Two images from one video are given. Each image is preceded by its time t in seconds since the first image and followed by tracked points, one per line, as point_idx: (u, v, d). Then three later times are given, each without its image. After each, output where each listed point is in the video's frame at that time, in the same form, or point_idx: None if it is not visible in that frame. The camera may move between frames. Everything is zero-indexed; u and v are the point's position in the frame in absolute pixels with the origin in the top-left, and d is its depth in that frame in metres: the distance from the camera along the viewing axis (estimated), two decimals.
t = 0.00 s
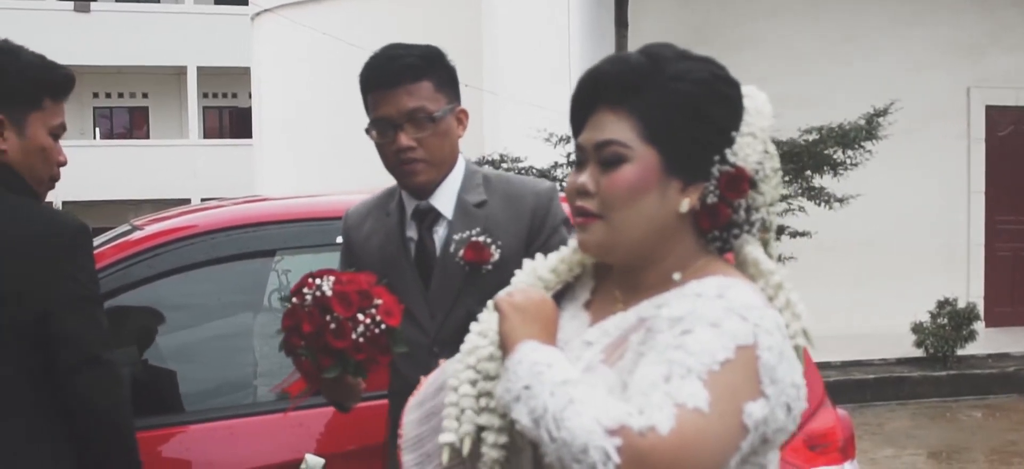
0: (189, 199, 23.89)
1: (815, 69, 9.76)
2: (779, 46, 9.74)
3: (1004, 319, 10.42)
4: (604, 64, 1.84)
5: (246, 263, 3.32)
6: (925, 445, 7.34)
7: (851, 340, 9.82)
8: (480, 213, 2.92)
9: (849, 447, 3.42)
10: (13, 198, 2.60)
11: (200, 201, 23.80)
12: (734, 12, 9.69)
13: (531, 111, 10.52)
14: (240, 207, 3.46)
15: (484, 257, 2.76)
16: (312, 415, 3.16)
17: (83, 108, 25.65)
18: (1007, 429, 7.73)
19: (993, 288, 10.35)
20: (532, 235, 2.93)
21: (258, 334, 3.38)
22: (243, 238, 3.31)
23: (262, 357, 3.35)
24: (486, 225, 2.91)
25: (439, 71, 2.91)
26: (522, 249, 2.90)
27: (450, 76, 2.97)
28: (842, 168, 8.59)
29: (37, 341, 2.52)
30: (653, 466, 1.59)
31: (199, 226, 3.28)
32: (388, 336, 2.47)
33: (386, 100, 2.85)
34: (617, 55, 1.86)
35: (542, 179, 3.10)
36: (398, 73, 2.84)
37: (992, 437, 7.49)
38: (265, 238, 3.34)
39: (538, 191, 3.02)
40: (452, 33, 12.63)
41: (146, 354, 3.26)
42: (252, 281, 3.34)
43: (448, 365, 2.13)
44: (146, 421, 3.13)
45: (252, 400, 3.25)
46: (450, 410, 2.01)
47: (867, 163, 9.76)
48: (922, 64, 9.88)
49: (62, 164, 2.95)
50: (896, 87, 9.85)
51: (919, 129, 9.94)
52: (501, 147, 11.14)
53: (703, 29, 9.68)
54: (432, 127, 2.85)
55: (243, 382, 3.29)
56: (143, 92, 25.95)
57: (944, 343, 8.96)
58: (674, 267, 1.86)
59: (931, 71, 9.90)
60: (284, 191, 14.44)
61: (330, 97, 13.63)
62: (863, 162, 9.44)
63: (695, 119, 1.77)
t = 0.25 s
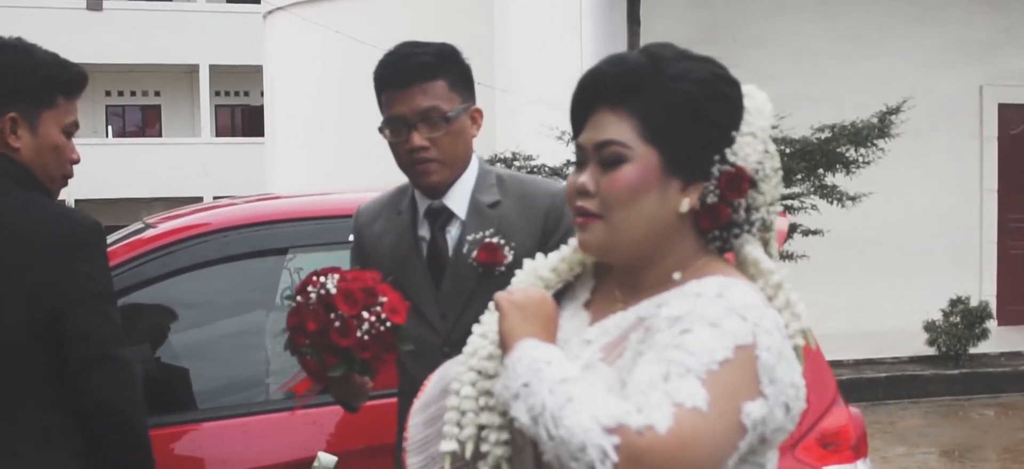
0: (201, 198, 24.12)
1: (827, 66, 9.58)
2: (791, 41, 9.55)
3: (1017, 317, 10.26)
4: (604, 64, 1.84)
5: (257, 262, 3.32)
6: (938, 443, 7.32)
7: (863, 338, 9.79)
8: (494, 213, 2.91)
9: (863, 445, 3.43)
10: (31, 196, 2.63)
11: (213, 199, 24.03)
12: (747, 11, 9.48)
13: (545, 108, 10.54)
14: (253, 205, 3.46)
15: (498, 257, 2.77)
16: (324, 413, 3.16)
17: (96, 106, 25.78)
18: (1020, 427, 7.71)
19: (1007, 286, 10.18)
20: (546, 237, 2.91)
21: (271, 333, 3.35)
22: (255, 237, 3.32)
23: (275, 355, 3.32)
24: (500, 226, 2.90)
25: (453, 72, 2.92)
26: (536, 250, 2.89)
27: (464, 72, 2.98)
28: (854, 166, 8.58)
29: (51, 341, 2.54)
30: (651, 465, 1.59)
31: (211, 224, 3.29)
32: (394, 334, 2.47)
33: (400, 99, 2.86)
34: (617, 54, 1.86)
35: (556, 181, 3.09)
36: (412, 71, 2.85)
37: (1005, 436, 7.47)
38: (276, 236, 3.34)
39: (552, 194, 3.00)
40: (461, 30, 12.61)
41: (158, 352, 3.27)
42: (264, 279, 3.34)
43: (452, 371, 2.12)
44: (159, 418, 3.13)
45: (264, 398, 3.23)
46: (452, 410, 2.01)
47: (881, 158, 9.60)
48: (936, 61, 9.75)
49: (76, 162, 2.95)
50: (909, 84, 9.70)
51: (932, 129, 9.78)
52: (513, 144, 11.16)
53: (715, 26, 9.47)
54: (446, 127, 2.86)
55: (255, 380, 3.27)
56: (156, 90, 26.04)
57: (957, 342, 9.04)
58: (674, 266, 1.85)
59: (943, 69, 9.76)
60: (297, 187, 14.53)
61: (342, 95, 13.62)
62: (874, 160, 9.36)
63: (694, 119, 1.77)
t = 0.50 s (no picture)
0: (214, 195, 24.34)
1: (839, 66, 9.54)
2: (802, 40, 9.54)
3: None
4: (604, 64, 1.84)
5: (269, 259, 3.33)
6: (950, 441, 7.31)
7: (876, 336, 9.75)
8: (508, 214, 2.90)
9: (875, 443, 3.43)
10: (42, 194, 2.64)
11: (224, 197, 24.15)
12: (756, 10, 9.48)
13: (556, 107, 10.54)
14: (265, 202, 3.47)
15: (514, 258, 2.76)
16: (337, 410, 3.16)
17: (108, 105, 25.91)
18: None
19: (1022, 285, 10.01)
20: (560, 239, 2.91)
21: (283, 331, 3.35)
22: (267, 235, 3.32)
23: (287, 353, 3.34)
24: (515, 226, 2.90)
25: (467, 71, 2.91)
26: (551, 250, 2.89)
27: (481, 70, 2.97)
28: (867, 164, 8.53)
29: (65, 341, 2.56)
30: (647, 464, 1.60)
31: (223, 222, 3.29)
32: (399, 332, 2.47)
33: (413, 99, 2.86)
34: (618, 54, 1.86)
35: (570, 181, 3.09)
36: (425, 72, 2.85)
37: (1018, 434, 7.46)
38: (289, 234, 3.34)
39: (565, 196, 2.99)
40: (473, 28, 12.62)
41: (170, 350, 3.28)
42: (276, 277, 3.34)
43: (453, 372, 2.12)
44: (172, 416, 3.14)
45: (277, 397, 3.25)
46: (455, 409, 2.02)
47: (893, 156, 9.57)
48: (949, 59, 9.68)
49: (89, 161, 2.94)
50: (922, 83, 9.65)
51: (944, 127, 9.74)
52: (524, 143, 11.18)
53: (728, 26, 9.46)
54: (460, 127, 2.86)
55: (268, 378, 3.28)
56: (168, 88, 26.15)
57: (970, 340, 9.03)
58: (673, 266, 1.85)
59: (955, 68, 9.70)
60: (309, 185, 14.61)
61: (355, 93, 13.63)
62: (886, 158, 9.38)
63: (694, 119, 1.78)
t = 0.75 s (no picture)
0: (226, 194, 24.52)
1: (852, 64, 9.52)
2: (815, 39, 9.52)
3: None
4: (604, 63, 1.84)
5: (282, 257, 3.34)
6: (964, 439, 7.30)
7: (889, 335, 9.73)
8: (525, 213, 2.83)
9: (888, 442, 3.43)
10: (59, 192, 2.65)
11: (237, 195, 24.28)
12: (769, 8, 9.47)
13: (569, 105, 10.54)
14: (279, 199, 3.47)
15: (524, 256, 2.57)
16: (349, 408, 3.17)
17: (121, 103, 26.01)
18: None
19: None
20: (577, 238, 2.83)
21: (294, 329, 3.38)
22: (281, 233, 3.33)
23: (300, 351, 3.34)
24: (531, 226, 2.82)
25: (483, 68, 2.85)
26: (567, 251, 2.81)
27: (498, 67, 2.92)
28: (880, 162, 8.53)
29: (80, 337, 2.57)
30: (643, 463, 1.60)
31: (237, 220, 3.30)
32: (405, 330, 2.48)
33: (428, 98, 2.81)
34: (618, 53, 1.87)
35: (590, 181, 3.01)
36: (440, 70, 2.80)
37: None
38: (302, 232, 3.34)
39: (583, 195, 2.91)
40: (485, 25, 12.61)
41: (185, 347, 3.30)
42: (289, 275, 3.36)
43: (457, 381, 2.12)
44: (185, 414, 3.15)
45: (289, 394, 3.26)
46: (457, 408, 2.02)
47: (906, 154, 9.55)
48: (963, 56, 9.64)
49: (105, 162, 2.93)
50: (935, 81, 9.62)
51: (958, 124, 9.69)
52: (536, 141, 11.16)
53: (741, 24, 9.45)
54: (475, 126, 2.80)
55: (280, 376, 3.30)
56: (181, 87, 26.23)
57: (983, 339, 9.01)
58: (670, 265, 1.85)
59: (969, 66, 9.66)
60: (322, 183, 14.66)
61: (368, 91, 13.67)
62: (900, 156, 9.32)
63: (695, 119, 1.78)
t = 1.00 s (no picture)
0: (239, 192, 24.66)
1: (866, 62, 9.48)
2: (829, 36, 9.49)
3: None
4: (605, 59, 1.84)
5: (296, 256, 3.34)
6: (977, 438, 7.28)
7: (902, 334, 9.72)
8: (540, 212, 2.80)
9: (902, 439, 3.41)
10: (76, 191, 2.66)
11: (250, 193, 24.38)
12: (782, 6, 9.45)
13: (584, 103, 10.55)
14: (295, 197, 3.48)
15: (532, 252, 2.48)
16: (361, 407, 3.17)
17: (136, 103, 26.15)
18: None
19: None
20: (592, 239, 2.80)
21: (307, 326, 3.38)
22: (294, 231, 3.34)
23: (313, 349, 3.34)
24: (546, 225, 2.79)
25: (499, 66, 2.81)
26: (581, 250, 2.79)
27: (516, 63, 2.88)
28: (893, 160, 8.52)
29: (92, 335, 2.58)
30: (637, 460, 1.61)
31: (250, 218, 3.30)
32: (411, 327, 2.47)
33: (441, 97, 2.79)
34: (618, 51, 1.86)
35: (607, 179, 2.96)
36: (454, 70, 2.77)
37: None
38: (315, 230, 3.35)
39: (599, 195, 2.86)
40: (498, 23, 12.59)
41: (199, 346, 3.31)
42: (301, 274, 3.36)
43: (457, 385, 2.13)
44: (200, 412, 3.16)
45: (302, 391, 3.26)
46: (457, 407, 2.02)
47: (920, 152, 9.52)
48: (978, 54, 9.59)
49: (121, 162, 2.96)
50: (949, 80, 9.57)
51: (973, 122, 9.64)
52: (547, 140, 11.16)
53: (755, 22, 9.44)
54: (489, 126, 2.77)
55: (293, 374, 3.30)
56: (195, 85, 26.35)
57: (997, 337, 8.98)
58: (666, 262, 1.85)
59: (985, 64, 9.61)
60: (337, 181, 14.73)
61: (381, 89, 13.69)
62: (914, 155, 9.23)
63: (694, 119, 1.78)
